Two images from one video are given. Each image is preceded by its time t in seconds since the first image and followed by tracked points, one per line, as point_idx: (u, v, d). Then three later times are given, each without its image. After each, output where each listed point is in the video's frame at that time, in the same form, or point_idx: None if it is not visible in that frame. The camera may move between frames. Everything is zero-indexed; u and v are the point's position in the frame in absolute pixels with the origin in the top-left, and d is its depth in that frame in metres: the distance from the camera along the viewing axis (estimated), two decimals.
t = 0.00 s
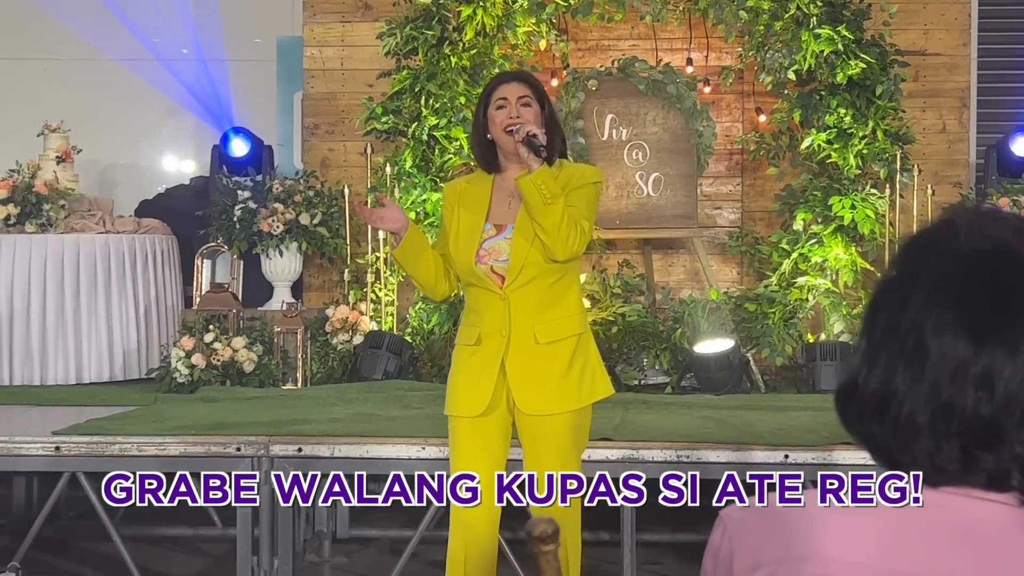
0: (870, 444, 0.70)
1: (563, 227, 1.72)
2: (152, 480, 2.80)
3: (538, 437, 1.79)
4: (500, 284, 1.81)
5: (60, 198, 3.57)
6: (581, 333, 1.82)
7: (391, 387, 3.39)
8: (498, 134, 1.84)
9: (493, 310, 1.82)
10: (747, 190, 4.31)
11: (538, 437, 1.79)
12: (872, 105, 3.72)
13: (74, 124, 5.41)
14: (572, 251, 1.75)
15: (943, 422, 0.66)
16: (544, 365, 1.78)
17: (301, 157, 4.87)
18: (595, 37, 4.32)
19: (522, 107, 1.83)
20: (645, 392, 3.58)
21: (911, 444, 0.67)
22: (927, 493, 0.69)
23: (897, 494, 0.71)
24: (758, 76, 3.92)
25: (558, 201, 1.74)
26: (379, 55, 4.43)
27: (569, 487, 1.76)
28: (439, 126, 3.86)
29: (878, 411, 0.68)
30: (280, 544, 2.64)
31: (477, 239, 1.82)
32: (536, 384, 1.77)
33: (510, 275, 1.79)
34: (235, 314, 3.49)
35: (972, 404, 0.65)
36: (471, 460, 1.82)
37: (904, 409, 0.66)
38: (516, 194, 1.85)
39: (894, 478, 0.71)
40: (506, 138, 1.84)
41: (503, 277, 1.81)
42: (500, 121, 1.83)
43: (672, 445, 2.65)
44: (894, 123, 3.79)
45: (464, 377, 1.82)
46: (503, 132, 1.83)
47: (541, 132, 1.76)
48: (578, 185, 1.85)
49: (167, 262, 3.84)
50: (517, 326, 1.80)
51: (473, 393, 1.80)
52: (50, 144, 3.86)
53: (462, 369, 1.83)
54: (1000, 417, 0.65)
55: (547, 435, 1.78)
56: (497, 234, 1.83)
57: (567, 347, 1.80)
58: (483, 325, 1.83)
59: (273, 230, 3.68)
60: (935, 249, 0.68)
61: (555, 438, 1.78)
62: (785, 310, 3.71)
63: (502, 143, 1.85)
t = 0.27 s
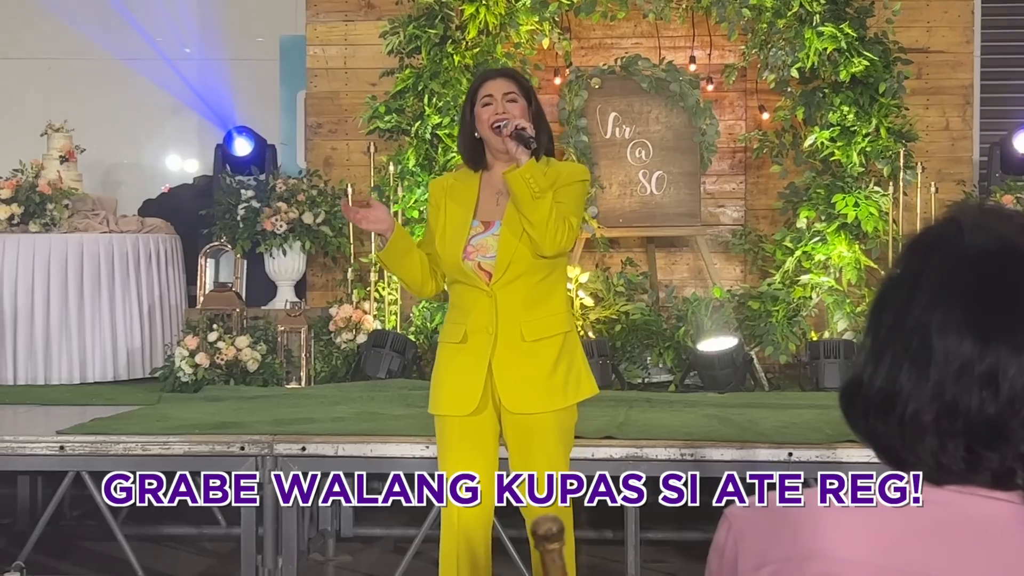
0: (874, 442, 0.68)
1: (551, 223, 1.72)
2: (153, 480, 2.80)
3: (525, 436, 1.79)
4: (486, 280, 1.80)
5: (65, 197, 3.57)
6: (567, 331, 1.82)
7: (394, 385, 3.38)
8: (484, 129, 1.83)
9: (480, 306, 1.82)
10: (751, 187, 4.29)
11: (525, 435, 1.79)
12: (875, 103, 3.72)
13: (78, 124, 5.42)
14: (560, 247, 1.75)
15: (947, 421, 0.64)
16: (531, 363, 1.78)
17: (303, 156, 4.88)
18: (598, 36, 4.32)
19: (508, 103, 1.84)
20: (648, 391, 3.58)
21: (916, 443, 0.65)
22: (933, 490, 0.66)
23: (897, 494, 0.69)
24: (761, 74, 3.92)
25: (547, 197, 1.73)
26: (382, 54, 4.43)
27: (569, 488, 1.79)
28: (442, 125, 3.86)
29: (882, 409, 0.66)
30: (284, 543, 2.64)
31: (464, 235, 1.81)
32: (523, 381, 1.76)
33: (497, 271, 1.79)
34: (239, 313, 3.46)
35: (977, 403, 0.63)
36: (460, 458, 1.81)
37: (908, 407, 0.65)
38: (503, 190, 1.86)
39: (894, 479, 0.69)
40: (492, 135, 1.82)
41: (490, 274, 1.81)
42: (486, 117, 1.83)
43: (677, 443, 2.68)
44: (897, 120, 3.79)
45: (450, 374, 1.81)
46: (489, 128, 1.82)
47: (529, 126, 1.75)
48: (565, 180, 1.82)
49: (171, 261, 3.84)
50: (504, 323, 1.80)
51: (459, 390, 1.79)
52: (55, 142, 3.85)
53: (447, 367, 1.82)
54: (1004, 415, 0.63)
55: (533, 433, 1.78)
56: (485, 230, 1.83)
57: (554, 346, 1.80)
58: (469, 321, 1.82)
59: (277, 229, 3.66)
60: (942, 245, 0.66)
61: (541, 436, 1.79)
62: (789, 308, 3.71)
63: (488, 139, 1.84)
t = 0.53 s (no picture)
0: (876, 439, 0.68)
1: (539, 225, 1.73)
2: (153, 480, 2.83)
3: (516, 437, 1.79)
4: (475, 281, 1.81)
5: (68, 197, 3.58)
6: (557, 333, 1.82)
7: (398, 384, 3.38)
8: (470, 129, 1.84)
9: (469, 307, 1.82)
10: (754, 186, 4.28)
11: (514, 436, 1.79)
12: (878, 101, 3.73)
13: (83, 124, 5.43)
14: (548, 249, 1.75)
15: (950, 419, 0.64)
16: (521, 364, 1.78)
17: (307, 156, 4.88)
18: (601, 35, 4.32)
19: (494, 102, 1.85)
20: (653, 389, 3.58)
21: (919, 441, 0.65)
22: (937, 488, 0.65)
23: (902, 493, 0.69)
24: (764, 72, 3.92)
25: (535, 201, 1.73)
26: (386, 54, 4.43)
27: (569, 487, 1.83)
28: (446, 124, 3.85)
29: (884, 408, 0.66)
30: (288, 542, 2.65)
31: (454, 236, 1.83)
32: (512, 382, 1.77)
33: (486, 272, 1.80)
34: (244, 313, 3.45)
35: (980, 402, 0.63)
36: (452, 458, 1.82)
37: (910, 407, 0.65)
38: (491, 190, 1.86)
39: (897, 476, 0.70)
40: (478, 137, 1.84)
41: (480, 275, 1.82)
42: (472, 116, 1.84)
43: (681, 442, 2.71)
44: (901, 118, 3.79)
45: (439, 374, 1.82)
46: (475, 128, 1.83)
47: (514, 127, 1.76)
48: (556, 184, 1.85)
49: (175, 261, 3.84)
50: (493, 325, 1.80)
51: (450, 393, 1.80)
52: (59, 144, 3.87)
53: (437, 367, 1.83)
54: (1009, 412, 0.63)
55: (523, 434, 1.79)
56: (474, 231, 1.83)
57: (544, 346, 1.80)
58: (458, 323, 1.82)
59: (280, 229, 3.66)
60: (943, 243, 0.66)
61: (532, 437, 1.79)
62: (792, 306, 3.71)
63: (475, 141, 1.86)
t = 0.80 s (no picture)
0: (877, 438, 0.67)
1: (530, 222, 1.74)
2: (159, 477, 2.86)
3: (515, 436, 1.80)
4: (470, 281, 1.83)
5: (74, 197, 3.59)
6: (553, 329, 1.83)
7: (402, 382, 3.40)
8: (473, 127, 1.87)
9: (465, 307, 1.84)
10: (756, 184, 4.30)
11: (514, 435, 1.80)
12: (880, 100, 3.74)
13: (88, 124, 5.40)
14: (542, 246, 1.76)
15: (950, 417, 0.63)
16: (518, 362, 1.79)
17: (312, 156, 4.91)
18: (604, 35, 4.34)
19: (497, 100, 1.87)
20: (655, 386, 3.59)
21: (919, 438, 0.63)
22: (937, 485, 0.63)
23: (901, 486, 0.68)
24: (766, 72, 3.93)
25: (527, 199, 1.75)
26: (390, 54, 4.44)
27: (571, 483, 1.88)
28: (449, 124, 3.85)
29: (884, 407, 0.65)
30: (294, 538, 2.67)
31: (447, 236, 1.85)
32: (508, 380, 1.78)
33: (480, 271, 1.81)
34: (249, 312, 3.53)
35: (980, 399, 0.62)
36: (452, 456, 1.84)
37: (910, 404, 0.63)
38: (484, 191, 1.88)
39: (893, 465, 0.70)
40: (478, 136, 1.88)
41: (474, 274, 1.84)
42: (474, 115, 1.87)
43: (684, 438, 2.75)
44: (903, 117, 3.80)
45: (437, 375, 1.84)
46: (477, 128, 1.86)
47: (508, 126, 1.80)
48: (547, 181, 1.84)
49: (180, 260, 3.85)
50: (489, 323, 1.81)
51: (449, 393, 1.81)
52: (65, 145, 3.89)
53: (434, 369, 1.85)
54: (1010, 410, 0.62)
55: (522, 432, 1.80)
56: (467, 231, 1.86)
57: (541, 343, 1.81)
58: (454, 323, 1.84)
59: (285, 228, 3.68)
60: (944, 239, 0.65)
61: (530, 435, 1.80)
62: (795, 304, 3.72)
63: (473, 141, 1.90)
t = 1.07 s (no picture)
0: (848, 425, 0.71)
1: (531, 228, 2.01)
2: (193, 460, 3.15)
3: (515, 421, 2.06)
4: (473, 283, 2.09)
5: (116, 205, 3.89)
6: (548, 326, 2.09)
7: (414, 374, 3.68)
8: (472, 142, 2.13)
9: (469, 305, 2.09)
10: (738, 194, 4.57)
11: (514, 419, 2.06)
12: (851, 117, 4.02)
13: (127, 137, 5.66)
14: (538, 251, 2.04)
15: (914, 405, 0.67)
16: (517, 355, 2.05)
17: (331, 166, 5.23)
18: (598, 56, 4.63)
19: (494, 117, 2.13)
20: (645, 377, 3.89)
21: (885, 425, 0.68)
22: (903, 466, 0.68)
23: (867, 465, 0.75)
24: (747, 91, 4.23)
25: (528, 207, 2.02)
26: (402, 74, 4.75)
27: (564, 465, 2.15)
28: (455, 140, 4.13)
29: (854, 395, 0.69)
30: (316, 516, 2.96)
31: (452, 243, 2.11)
32: (509, 370, 2.04)
33: (482, 273, 2.07)
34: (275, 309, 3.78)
35: (940, 389, 0.66)
36: (459, 438, 2.11)
37: (878, 394, 0.68)
38: (484, 200, 2.14)
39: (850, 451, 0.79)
40: (479, 148, 2.14)
41: (476, 276, 2.10)
42: (474, 133, 2.13)
43: (672, 425, 3.02)
44: (872, 131, 4.09)
45: (444, 367, 2.09)
46: (477, 142, 2.13)
47: (513, 139, 2.04)
48: (538, 191, 2.09)
49: (212, 262, 4.11)
50: (491, 321, 2.07)
51: (456, 384, 2.07)
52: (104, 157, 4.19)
53: (442, 361, 2.10)
54: (968, 399, 0.67)
55: (521, 416, 2.06)
56: (469, 237, 2.12)
57: (537, 338, 2.07)
58: (459, 320, 2.10)
59: (308, 233, 3.97)
60: (908, 238, 0.69)
61: (530, 419, 2.06)
62: (773, 302, 4.00)
63: (474, 153, 2.16)
